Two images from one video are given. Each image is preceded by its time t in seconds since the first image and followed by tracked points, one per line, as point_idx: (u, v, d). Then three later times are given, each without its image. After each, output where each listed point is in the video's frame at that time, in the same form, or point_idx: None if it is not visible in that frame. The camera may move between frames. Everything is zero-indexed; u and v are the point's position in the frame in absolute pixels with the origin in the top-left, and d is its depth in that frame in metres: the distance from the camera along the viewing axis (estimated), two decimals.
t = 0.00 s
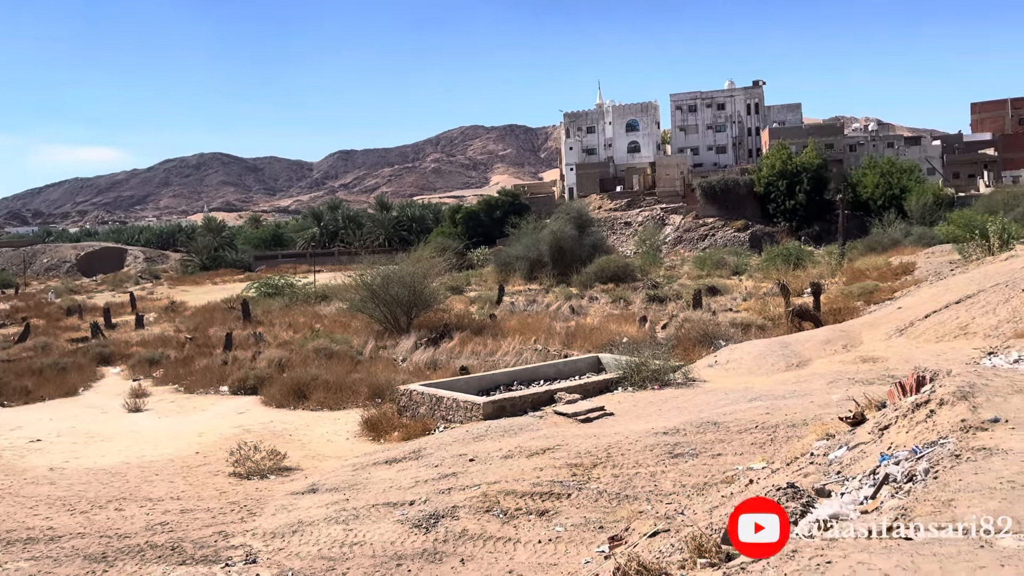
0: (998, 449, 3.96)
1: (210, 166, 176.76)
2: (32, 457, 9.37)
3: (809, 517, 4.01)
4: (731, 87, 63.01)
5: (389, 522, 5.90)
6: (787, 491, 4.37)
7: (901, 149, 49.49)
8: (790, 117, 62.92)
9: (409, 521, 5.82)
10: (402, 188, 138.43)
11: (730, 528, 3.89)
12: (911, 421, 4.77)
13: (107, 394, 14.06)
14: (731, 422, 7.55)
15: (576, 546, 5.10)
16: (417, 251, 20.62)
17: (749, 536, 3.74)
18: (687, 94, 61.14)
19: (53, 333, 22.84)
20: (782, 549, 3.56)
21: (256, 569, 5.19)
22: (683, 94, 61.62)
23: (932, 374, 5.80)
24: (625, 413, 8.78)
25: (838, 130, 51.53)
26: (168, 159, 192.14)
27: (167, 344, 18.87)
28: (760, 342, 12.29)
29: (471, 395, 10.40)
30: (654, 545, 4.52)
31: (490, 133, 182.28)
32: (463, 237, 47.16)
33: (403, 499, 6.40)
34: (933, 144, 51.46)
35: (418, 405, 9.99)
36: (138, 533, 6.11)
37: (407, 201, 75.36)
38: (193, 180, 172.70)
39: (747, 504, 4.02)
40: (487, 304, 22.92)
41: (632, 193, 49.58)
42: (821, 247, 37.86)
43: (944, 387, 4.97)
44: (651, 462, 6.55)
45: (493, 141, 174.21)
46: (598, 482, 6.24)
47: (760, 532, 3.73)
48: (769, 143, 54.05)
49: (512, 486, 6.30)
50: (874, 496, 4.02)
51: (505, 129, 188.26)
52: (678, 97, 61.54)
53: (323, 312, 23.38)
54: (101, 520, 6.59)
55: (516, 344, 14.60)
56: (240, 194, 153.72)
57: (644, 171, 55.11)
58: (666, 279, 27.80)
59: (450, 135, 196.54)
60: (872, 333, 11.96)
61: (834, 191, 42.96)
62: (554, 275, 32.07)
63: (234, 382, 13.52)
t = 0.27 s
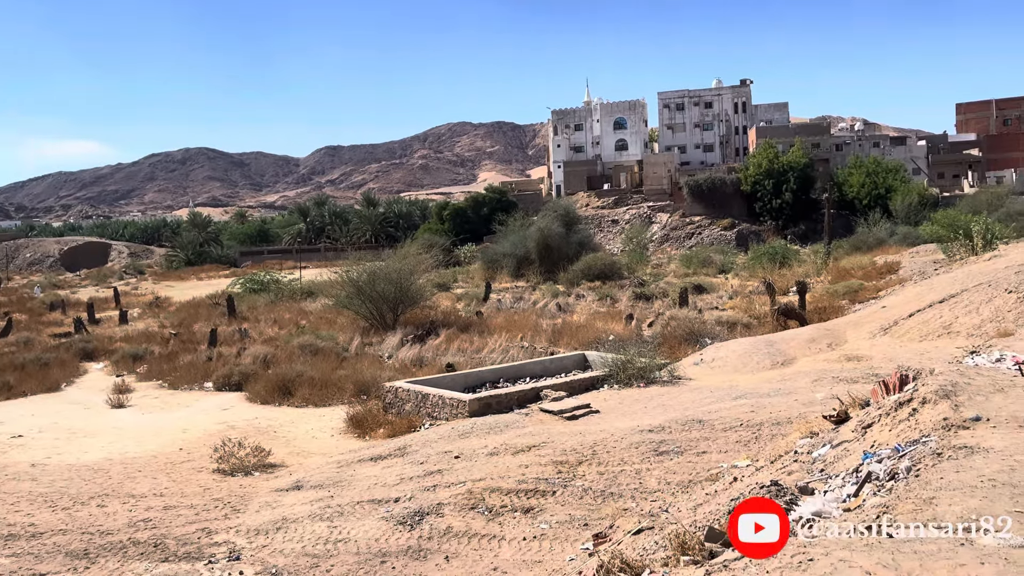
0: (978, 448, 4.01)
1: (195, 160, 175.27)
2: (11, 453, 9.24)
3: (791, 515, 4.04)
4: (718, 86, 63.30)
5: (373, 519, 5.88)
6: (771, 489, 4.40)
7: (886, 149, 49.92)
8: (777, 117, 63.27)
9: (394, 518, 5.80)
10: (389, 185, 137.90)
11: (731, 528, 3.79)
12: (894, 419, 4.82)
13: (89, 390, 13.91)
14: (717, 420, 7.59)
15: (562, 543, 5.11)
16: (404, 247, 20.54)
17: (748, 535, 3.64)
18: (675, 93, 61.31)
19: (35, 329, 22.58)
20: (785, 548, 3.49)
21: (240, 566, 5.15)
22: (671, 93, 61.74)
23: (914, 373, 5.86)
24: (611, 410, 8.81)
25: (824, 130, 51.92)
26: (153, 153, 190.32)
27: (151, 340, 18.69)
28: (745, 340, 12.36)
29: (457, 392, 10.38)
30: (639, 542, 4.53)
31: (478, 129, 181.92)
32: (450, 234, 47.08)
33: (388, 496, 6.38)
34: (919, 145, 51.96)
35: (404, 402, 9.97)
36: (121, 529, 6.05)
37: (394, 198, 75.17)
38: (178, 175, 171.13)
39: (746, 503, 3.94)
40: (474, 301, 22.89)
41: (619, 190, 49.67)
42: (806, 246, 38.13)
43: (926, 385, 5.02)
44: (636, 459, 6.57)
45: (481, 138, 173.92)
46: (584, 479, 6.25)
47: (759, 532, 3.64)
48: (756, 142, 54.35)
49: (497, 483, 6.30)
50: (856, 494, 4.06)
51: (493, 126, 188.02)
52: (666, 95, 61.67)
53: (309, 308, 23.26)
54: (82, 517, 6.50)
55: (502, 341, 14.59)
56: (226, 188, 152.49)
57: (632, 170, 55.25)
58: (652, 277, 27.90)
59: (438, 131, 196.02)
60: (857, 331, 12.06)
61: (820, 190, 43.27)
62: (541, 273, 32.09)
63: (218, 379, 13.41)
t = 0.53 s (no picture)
0: (967, 447, 4.03)
1: (187, 155, 174.28)
2: None
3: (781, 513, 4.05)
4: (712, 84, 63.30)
5: (363, 515, 5.87)
6: (761, 486, 4.41)
7: (878, 148, 50.13)
8: (769, 116, 63.41)
9: (384, 514, 5.79)
10: (382, 181, 137.47)
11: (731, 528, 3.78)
12: (884, 418, 4.84)
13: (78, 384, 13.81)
14: (707, 417, 7.62)
15: (552, 540, 5.11)
16: (396, 244, 20.49)
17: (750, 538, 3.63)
18: (668, 91, 61.82)
19: (25, 322, 22.41)
20: (785, 548, 3.47)
21: (229, 561, 5.13)
22: (664, 91, 62.19)
23: (904, 372, 5.90)
24: (601, 407, 8.82)
25: (817, 129, 52.06)
26: (144, 147, 189.15)
27: (141, 335, 18.58)
28: (736, 338, 12.40)
29: (448, 388, 10.38)
30: (629, 539, 4.54)
31: (471, 126, 181.57)
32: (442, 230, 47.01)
33: (378, 492, 6.37)
34: (910, 145, 52.21)
35: (395, 398, 9.95)
36: (110, 524, 6.01)
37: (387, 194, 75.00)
38: (169, 169, 170.11)
39: (745, 504, 3.92)
40: (466, 297, 22.87)
41: (612, 188, 49.69)
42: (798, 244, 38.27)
43: (915, 384, 5.06)
44: (626, 457, 6.59)
45: (474, 134, 173.55)
46: (574, 476, 6.26)
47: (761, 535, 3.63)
48: (749, 140, 54.48)
49: (488, 480, 6.30)
50: (845, 492, 4.09)
51: (486, 123, 187.67)
52: (659, 94, 62.14)
53: (300, 303, 23.18)
54: (71, 512, 6.46)
55: (493, 338, 14.58)
56: (217, 183, 151.65)
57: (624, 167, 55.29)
58: (644, 275, 27.95)
59: (431, 128, 195.53)
60: (847, 330, 12.12)
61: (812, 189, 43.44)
62: (534, 270, 32.08)
63: (208, 374, 13.35)
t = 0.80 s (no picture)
0: (966, 447, 4.03)
1: (187, 150, 174.23)
2: None
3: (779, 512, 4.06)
4: (713, 83, 63.20)
5: (362, 511, 5.88)
6: (759, 485, 4.42)
7: (878, 148, 50.09)
8: (770, 115, 63.40)
9: (382, 510, 5.80)
10: (382, 178, 137.39)
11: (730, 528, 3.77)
12: (884, 417, 4.85)
13: (78, 379, 13.82)
14: (705, 416, 7.63)
15: (549, 538, 5.12)
16: (396, 241, 20.49)
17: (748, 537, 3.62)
18: (669, 89, 61.87)
19: (24, 317, 22.41)
20: (783, 548, 3.47)
21: (227, 556, 5.14)
22: (665, 90, 62.24)
23: (904, 371, 5.91)
24: (600, 405, 8.82)
25: (818, 128, 52.02)
26: (145, 142, 189.02)
27: (141, 330, 18.57)
28: (735, 337, 12.42)
29: (448, 385, 10.37)
30: (626, 537, 4.54)
31: (472, 123, 181.46)
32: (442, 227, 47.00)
33: (377, 488, 6.37)
34: (911, 145, 52.21)
35: (394, 394, 9.96)
36: (108, 519, 6.02)
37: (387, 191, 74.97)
38: (169, 164, 169.99)
39: (745, 504, 3.93)
40: (466, 295, 22.88)
41: (613, 186, 49.67)
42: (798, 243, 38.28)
43: (915, 384, 5.06)
44: (625, 455, 6.59)
45: (474, 131, 173.40)
46: (573, 474, 6.26)
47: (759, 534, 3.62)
48: (750, 139, 54.44)
49: (486, 477, 6.31)
50: (844, 491, 4.09)
51: (487, 121, 187.51)
52: (660, 92, 62.19)
53: (300, 300, 23.17)
54: (70, 506, 6.47)
55: (493, 335, 14.57)
56: (218, 179, 151.55)
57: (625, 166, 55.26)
58: (644, 274, 27.96)
59: (431, 125, 195.37)
60: (847, 330, 12.13)
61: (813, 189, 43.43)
62: (534, 267, 32.06)
63: (208, 369, 13.36)
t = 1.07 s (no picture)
0: (974, 449, 4.01)
1: (196, 148, 174.88)
2: (7, 436, 9.24)
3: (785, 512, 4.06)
4: (722, 83, 63.03)
5: (367, 509, 5.89)
6: (766, 486, 4.41)
7: (888, 149, 49.83)
8: (778, 115, 63.20)
9: (388, 508, 5.82)
10: (390, 176, 137.63)
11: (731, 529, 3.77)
12: (890, 419, 4.83)
13: (86, 375, 13.90)
14: (711, 416, 7.62)
15: (554, 537, 5.13)
16: (403, 239, 20.51)
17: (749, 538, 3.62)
18: (677, 89, 61.76)
19: (33, 312, 22.54)
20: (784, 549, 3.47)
21: (233, 553, 5.16)
22: (673, 89, 62.12)
23: (911, 373, 5.88)
24: (606, 405, 8.82)
25: (827, 129, 51.80)
26: (153, 139, 189.78)
27: (148, 327, 18.66)
28: (742, 337, 12.39)
29: (453, 383, 10.39)
30: (631, 537, 4.54)
31: (480, 122, 181.51)
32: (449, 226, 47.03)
33: (382, 486, 6.39)
34: (920, 146, 51.97)
35: (400, 392, 9.98)
36: (114, 514, 6.06)
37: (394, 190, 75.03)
38: (178, 161, 170.63)
39: (745, 504, 3.92)
40: (472, 293, 22.91)
41: (620, 185, 49.60)
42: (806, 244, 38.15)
43: (923, 386, 5.04)
44: (631, 455, 6.59)
45: (482, 130, 173.39)
46: (578, 474, 6.26)
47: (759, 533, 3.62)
48: (758, 139, 54.29)
49: (492, 475, 6.32)
50: (850, 493, 4.08)
51: (495, 119, 187.50)
52: (669, 92, 62.10)
53: (307, 297, 23.24)
54: (76, 501, 6.52)
55: (499, 334, 14.58)
56: (226, 176, 151.92)
57: (632, 165, 55.21)
58: (651, 274, 27.90)
59: (439, 123, 195.44)
60: (854, 331, 12.09)
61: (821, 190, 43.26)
62: (541, 266, 32.05)
63: (215, 366, 13.41)
